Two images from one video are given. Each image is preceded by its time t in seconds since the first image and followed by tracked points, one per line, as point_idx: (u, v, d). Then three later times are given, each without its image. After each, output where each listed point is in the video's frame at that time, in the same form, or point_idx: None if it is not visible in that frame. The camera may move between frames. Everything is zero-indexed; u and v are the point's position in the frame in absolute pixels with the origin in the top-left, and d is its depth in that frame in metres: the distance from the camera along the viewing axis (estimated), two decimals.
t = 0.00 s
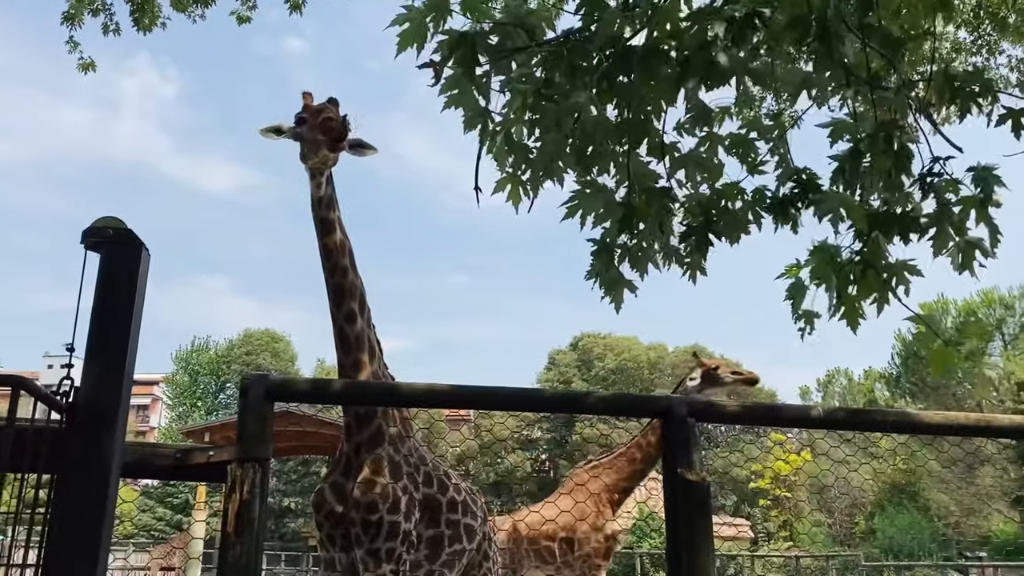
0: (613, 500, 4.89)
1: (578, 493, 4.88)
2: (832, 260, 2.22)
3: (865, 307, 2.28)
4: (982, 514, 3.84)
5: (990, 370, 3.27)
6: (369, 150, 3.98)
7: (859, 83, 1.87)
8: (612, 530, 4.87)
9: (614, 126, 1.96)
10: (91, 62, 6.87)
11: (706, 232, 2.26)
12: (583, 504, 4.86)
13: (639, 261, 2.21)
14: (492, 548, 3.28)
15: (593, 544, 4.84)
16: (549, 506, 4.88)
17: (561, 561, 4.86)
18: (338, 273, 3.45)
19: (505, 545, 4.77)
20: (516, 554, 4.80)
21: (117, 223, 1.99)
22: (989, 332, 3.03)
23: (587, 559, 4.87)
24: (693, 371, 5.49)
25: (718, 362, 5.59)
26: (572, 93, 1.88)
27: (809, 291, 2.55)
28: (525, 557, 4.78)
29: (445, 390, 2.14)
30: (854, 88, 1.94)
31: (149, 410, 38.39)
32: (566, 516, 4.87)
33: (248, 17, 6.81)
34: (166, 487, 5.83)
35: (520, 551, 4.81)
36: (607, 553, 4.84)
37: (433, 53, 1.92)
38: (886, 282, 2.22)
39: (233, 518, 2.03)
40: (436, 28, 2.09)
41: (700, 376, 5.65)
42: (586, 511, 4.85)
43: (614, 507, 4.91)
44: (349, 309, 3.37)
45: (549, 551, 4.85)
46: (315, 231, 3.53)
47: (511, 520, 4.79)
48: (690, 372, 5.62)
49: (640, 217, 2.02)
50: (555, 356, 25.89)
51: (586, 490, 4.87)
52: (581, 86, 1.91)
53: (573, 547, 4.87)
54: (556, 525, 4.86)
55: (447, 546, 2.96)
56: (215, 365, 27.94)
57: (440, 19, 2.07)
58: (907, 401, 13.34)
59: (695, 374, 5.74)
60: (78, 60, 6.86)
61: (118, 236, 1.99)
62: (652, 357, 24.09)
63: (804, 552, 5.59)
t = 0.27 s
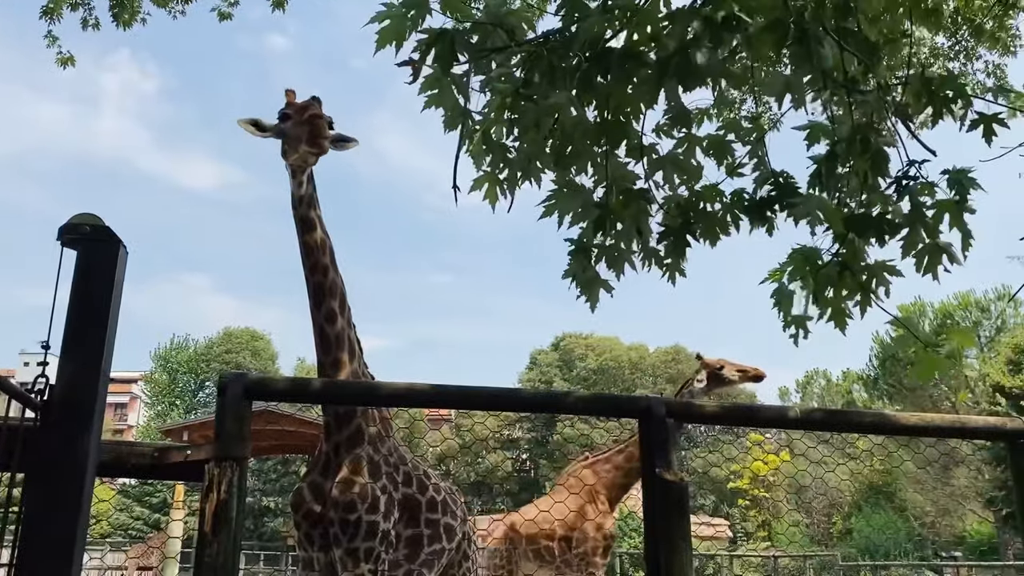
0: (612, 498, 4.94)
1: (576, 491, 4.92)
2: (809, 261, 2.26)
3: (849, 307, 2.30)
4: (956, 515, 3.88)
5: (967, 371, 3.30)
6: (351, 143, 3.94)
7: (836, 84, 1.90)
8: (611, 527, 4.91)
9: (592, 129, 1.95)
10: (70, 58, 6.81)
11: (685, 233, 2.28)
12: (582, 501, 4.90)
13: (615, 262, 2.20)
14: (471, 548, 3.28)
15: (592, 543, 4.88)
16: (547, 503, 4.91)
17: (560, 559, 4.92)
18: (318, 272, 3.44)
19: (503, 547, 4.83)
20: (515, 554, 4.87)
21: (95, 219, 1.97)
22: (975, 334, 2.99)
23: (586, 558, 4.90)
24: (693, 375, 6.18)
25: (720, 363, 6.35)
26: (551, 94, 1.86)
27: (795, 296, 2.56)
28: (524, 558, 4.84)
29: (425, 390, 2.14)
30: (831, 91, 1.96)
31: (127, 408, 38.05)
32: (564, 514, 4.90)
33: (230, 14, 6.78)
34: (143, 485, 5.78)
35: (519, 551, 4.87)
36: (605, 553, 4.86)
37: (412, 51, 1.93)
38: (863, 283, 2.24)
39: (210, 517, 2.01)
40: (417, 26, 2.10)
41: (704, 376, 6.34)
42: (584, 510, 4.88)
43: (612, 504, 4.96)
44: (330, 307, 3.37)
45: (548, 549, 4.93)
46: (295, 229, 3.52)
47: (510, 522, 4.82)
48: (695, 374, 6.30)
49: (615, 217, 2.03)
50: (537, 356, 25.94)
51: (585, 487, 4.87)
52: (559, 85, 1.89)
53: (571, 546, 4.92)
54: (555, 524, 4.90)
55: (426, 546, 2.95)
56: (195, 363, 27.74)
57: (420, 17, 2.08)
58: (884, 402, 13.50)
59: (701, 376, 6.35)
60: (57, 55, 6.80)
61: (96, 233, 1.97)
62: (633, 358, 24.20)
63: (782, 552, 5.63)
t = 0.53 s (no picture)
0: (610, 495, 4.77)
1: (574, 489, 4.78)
2: (788, 261, 2.35)
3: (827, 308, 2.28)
4: (932, 515, 3.92)
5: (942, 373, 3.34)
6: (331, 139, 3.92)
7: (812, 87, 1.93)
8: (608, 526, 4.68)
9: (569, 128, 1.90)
10: (47, 52, 6.72)
11: (662, 236, 2.26)
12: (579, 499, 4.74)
13: (595, 262, 2.21)
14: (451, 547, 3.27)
15: (588, 541, 4.66)
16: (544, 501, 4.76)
17: (559, 561, 4.74)
18: (298, 270, 3.42)
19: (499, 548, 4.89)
20: (513, 556, 4.90)
21: (71, 215, 1.94)
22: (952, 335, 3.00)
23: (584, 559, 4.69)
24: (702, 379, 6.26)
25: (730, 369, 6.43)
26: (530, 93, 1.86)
27: (772, 296, 2.60)
28: (519, 559, 4.83)
29: (405, 389, 2.14)
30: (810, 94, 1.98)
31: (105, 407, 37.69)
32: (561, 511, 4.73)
33: (211, 11, 6.73)
34: (120, 484, 5.71)
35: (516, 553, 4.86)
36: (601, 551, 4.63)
37: (392, 49, 1.93)
38: (840, 285, 2.26)
39: (187, 515, 2.00)
40: (397, 24, 2.09)
41: (711, 381, 6.44)
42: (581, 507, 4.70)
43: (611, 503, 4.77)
44: (310, 306, 3.35)
45: (547, 550, 4.76)
46: (275, 227, 3.50)
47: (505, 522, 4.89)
48: (702, 379, 6.40)
49: (594, 217, 2.03)
50: (519, 356, 25.95)
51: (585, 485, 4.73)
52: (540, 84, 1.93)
53: (568, 545, 4.72)
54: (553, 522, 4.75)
55: (405, 546, 2.95)
56: (174, 361, 27.51)
57: (400, 15, 2.08)
58: (862, 403, 13.61)
59: (707, 380, 6.47)
60: (33, 49, 6.71)
61: (72, 229, 1.94)
62: (615, 358, 24.27)
63: (761, 552, 5.66)
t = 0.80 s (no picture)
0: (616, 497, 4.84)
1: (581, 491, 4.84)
2: (767, 260, 2.39)
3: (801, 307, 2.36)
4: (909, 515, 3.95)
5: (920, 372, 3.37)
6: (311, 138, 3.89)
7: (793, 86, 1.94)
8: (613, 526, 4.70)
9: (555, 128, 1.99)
10: (24, 45, 6.63)
11: (642, 235, 2.30)
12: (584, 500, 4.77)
13: (578, 261, 2.21)
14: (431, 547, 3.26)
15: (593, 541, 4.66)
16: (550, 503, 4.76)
17: (564, 563, 4.71)
18: (279, 267, 3.39)
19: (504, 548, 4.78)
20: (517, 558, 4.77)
21: (47, 210, 1.84)
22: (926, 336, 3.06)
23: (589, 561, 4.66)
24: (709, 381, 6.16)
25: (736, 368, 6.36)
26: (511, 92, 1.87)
27: (747, 295, 2.64)
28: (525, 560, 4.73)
29: (384, 388, 2.13)
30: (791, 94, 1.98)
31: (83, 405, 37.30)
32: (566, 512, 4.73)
33: (192, 5, 6.67)
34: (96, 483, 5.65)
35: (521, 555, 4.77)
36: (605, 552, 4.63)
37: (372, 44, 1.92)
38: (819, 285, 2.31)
39: (164, 513, 1.98)
40: (379, 20, 2.08)
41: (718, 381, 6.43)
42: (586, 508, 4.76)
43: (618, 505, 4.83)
44: (290, 303, 3.33)
45: (553, 552, 4.72)
46: (255, 224, 3.47)
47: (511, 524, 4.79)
48: (708, 379, 6.37)
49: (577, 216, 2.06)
50: (501, 356, 25.95)
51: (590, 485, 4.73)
52: (520, 83, 1.92)
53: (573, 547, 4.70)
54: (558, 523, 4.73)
55: (384, 545, 2.93)
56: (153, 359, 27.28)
57: (381, 10, 2.06)
58: (840, 404, 13.73)
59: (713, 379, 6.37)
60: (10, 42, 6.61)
61: (48, 224, 1.84)
62: (597, 358, 24.34)
63: (740, 551, 5.69)
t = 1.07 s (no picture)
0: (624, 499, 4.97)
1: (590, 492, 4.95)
2: (747, 259, 2.38)
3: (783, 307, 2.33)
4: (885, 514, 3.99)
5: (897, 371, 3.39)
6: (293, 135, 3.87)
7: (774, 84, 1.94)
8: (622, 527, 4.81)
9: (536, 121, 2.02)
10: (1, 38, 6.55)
11: (621, 233, 2.31)
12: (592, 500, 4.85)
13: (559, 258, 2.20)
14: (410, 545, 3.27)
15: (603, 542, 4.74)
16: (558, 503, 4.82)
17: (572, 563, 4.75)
18: (258, 264, 3.37)
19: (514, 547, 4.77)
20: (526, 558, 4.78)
21: (21, 203, 1.74)
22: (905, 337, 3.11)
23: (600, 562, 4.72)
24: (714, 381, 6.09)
25: (741, 367, 6.30)
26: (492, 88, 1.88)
27: (731, 294, 2.63)
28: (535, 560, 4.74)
29: (364, 386, 2.13)
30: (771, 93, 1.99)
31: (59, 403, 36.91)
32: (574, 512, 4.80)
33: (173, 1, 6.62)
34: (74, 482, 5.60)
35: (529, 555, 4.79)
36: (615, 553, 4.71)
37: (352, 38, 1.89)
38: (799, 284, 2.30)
39: (140, 512, 1.97)
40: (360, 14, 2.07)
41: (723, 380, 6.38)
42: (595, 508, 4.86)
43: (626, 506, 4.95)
44: (270, 301, 3.31)
45: (560, 552, 4.76)
46: (234, 221, 3.44)
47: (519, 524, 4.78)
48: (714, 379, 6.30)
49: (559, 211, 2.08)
50: (483, 356, 25.95)
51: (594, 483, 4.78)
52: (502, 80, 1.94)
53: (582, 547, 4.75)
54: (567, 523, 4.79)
55: (364, 543, 2.93)
56: (132, 357, 27.04)
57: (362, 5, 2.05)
58: (819, 405, 13.85)
59: (719, 379, 6.29)
60: None
61: (23, 219, 1.74)
62: (578, 359, 24.40)
63: (719, 551, 5.72)
